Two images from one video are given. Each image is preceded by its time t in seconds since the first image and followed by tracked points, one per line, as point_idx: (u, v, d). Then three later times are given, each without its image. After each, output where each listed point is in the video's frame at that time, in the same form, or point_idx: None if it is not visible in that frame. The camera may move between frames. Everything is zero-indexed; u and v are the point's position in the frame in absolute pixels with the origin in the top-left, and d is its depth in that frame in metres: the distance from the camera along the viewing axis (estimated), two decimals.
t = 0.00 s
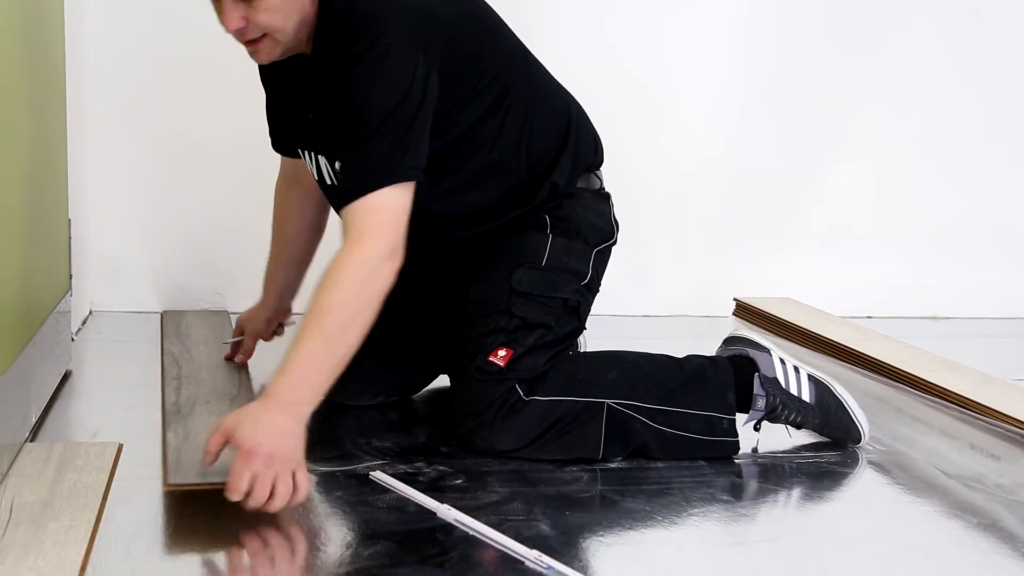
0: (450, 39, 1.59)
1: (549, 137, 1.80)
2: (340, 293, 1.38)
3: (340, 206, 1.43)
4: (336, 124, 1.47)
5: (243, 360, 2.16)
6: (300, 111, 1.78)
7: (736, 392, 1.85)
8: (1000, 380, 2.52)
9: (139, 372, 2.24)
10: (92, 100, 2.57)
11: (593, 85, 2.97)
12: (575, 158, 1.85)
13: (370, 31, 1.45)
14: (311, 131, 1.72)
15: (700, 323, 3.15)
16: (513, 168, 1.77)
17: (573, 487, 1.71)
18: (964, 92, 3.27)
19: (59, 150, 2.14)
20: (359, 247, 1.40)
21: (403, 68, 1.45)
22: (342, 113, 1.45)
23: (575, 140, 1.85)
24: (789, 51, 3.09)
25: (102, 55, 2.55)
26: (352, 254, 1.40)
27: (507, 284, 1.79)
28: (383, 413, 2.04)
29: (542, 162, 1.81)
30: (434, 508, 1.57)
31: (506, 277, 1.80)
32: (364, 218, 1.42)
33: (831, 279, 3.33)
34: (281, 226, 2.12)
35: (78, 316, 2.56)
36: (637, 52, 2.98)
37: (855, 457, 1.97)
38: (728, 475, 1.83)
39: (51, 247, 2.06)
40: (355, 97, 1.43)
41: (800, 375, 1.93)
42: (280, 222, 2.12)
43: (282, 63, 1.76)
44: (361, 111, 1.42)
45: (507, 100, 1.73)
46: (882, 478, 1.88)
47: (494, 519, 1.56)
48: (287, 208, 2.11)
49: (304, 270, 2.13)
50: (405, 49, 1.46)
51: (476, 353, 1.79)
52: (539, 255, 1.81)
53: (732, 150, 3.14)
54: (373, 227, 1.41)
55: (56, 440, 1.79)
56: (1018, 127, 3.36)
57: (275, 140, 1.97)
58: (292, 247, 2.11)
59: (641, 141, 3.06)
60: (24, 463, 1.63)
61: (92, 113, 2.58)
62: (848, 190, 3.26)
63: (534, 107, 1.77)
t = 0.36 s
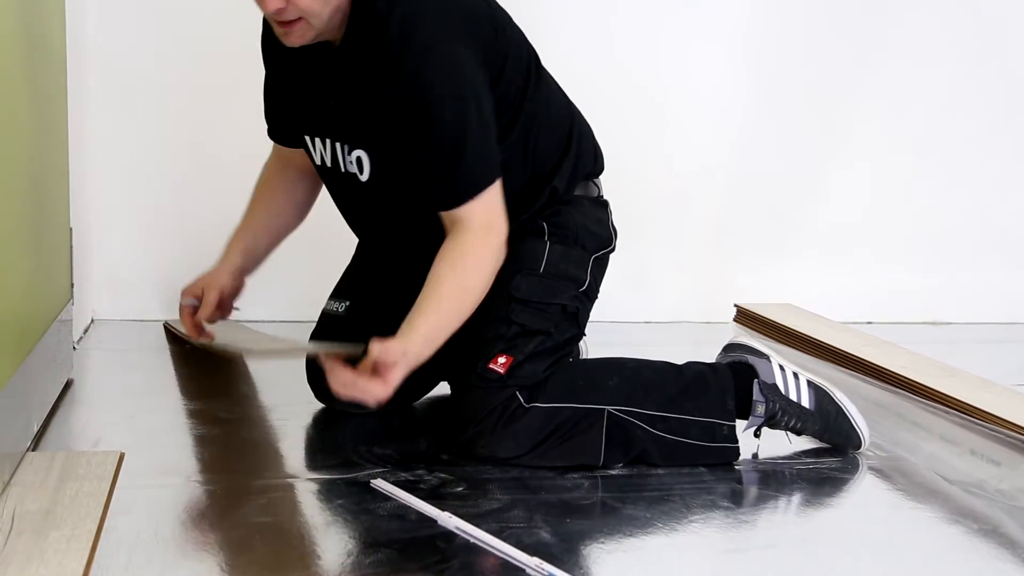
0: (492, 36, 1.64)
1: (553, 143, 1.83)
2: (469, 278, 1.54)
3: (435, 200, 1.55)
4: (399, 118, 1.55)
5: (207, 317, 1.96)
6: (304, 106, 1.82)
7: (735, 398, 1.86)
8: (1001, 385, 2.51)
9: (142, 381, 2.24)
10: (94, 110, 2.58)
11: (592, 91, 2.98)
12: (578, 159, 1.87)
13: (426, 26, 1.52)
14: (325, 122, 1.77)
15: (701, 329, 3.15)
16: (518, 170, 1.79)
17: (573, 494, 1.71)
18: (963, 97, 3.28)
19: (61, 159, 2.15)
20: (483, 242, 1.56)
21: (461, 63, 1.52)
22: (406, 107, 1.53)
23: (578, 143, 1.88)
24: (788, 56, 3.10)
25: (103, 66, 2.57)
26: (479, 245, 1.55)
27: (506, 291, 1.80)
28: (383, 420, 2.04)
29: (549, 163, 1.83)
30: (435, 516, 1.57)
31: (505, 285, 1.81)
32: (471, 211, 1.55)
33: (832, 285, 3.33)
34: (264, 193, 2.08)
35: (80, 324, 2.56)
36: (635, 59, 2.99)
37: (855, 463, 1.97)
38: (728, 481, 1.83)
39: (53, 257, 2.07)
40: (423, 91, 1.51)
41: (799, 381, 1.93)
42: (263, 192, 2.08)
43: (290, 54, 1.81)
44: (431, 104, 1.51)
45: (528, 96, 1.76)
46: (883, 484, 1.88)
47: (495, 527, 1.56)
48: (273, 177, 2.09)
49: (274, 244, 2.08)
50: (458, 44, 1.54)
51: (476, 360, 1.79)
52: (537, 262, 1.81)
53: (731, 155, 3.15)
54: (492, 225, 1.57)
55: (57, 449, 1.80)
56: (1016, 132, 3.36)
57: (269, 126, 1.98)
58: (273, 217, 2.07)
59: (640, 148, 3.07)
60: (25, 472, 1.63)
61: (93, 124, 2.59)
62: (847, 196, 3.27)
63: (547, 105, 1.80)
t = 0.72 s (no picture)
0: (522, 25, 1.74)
1: (567, 146, 1.86)
2: (495, 236, 1.62)
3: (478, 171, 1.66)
4: (439, 93, 1.65)
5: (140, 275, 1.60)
6: (317, 83, 1.86)
7: (727, 400, 1.87)
8: (994, 387, 2.52)
9: (136, 383, 2.24)
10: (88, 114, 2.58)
11: (587, 93, 2.98)
12: (579, 164, 1.88)
13: (464, 7, 1.64)
14: (339, 101, 1.81)
15: (696, 330, 3.16)
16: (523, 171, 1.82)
17: (567, 495, 1.72)
18: (957, 101, 3.28)
19: (55, 162, 2.15)
20: (523, 208, 1.66)
21: (499, 42, 1.63)
22: (448, 82, 1.63)
23: (580, 149, 1.89)
24: (783, 58, 3.11)
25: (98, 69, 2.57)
26: (514, 207, 1.65)
27: (502, 292, 1.82)
28: (376, 422, 2.04)
29: (553, 164, 1.85)
30: (428, 518, 1.57)
31: (500, 287, 1.83)
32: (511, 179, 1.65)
33: (826, 286, 3.34)
34: (206, 162, 1.94)
35: (74, 327, 2.56)
36: (630, 63, 2.99)
37: (848, 464, 1.98)
38: (722, 482, 1.83)
39: (47, 259, 2.07)
40: (464, 67, 1.62)
41: (789, 382, 1.94)
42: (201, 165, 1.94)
43: (308, 40, 1.87)
44: (473, 79, 1.61)
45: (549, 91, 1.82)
46: (875, 485, 1.89)
47: (488, 529, 1.56)
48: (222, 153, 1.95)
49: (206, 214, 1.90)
50: (495, 24, 1.64)
51: (471, 360, 1.81)
52: (531, 265, 1.82)
53: (727, 157, 3.15)
54: (531, 195, 1.68)
55: (51, 452, 1.80)
56: (1010, 135, 3.37)
57: (246, 97, 1.96)
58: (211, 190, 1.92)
59: (635, 151, 3.07)
60: (18, 475, 1.63)
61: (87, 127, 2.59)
62: (842, 198, 3.27)
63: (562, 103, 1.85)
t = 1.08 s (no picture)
0: (541, 38, 1.77)
1: (577, 160, 1.90)
2: (504, 229, 1.67)
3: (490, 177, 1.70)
4: (458, 100, 1.68)
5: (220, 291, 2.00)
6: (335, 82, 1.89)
7: (723, 406, 1.86)
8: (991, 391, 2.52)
9: (134, 388, 2.24)
10: (86, 119, 2.59)
11: (584, 98, 2.99)
12: (586, 181, 1.93)
13: (488, 15, 1.67)
14: (354, 100, 1.85)
15: (693, 335, 3.16)
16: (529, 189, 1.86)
17: (564, 500, 1.72)
18: (953, 106, 3.29)
19: (52, 167, 2.15)
20: (536, 213, 1.70)
21: (518, 54, 1.66)
22: (467, 90, 1.67)
23: (587, 169, 1.93)
24: (780, 62, 3.11)
25: (96, 74, 2.57)
26: (528, 211, 1.70)
27: (504, 297, 1.84)
28: (372, 427, 2.04)
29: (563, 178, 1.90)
30: (426, 522, 1.57)
31: (502, 293, 1.85)
32: (523, 185, 1.69)
33: (823, 291, 3.34)
34: (273, 161, 2.14)
35: (71, 332, 2.56)
36: (627, 68, 3.00)
37: (844, 469, 1.98)
38: (719, 487, 1.83)
39: (44, 264, 2.07)
40: (485, 74, 1.65)
41: (784, 388, 1.94)
42: (272, 161, 2.14)
43: (338, 41, 1.92)
44: (491, 89, 1.65)
45: (563, 105, 1.86)
46: (872, 489, 1.89)
47: (485, 533, 1.56)
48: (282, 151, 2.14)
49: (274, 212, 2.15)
50: (515, 36, 1.67)
51: (469, 362, 1.82)
52: (534, 272, 1.85)
53: (723, 160, 3.16)
54: (546, 201, 1.72)
55: (48, 457, 1.80)
56: (1006, 140, 3.38)
57: (294, 98, 2.08)
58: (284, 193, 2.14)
59: (633, 156, 3.08)
60: (15, 481, 1.63)
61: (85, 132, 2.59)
62: (839, 203, 3.28)
63: (573, 123, 1.89)
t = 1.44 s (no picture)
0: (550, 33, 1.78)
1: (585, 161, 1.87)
2: (496, 209, 1.64)
3: (488, 159, 1.67)
4: (466, 86, 1.68)
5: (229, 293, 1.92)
6: (344, 74, 1.91)
7: (724, 406, 1.86)
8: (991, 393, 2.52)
9: (133, 388, 2.23)
10: (86, 118, 2.58)
11: (585, 99, 2.99)
12: (591, 183, 1.89)
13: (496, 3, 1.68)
14: (363, 92, 1.85)
15: (694, 336, 3.16)
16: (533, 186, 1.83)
17: (565, 501, 1.71)
18: (953, 108, 3.29)
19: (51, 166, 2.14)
20: (525, 196, 1.67)
21: (529, 40, 1.66)
22: (477, 74, 1.66)
23: (593, 166, 1.90)
24: (782, 63, 3.11)
25: (95, 73, 2.57)
26: (518, 190, 1.67)
27: (506, 296, 1.83)
28: (372, 427, 2.04)
29: (568, 179, 1.84)
30: (426, 523, 1.57)
31: (504, 292, 1.84)
32: (520, 166, 1.66)
33: (823, 292, 3.34)
34: (281, 157, 2.14)
35: (70, 331, 2.56)
36: (628, 68, 3.00)
37: (845, 470, 1.98)
38: (719, 487, 1.83)
39: (42, 263, 2.06)
40: (490, 58, 1.65)
41: (784, 389, 1.94)
42: (278, 159, 2.14)
43: (345, 35, 1.93)
44: (502, 73, 1.64)
45: (569, 103, 1.86)
46: (872, 490, 1.88)
47: (485, 533, 1.56)
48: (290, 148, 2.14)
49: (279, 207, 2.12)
50: (526, 23, 1.68)
51: (470, 361, 1.81)
52: (537, 272, 1.84)
53: (724, 161, 3.16)
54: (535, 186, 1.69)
55: (46, 457, 1.79)
56: (1007, 141, 3.37)
57: (300, 97, 2.08)
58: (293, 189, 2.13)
59: (633, 156, 3.08)
60: (14, 480, 1.62)
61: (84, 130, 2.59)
62: (839, 204, 3.28)
63: (578, 126, 1.88)
